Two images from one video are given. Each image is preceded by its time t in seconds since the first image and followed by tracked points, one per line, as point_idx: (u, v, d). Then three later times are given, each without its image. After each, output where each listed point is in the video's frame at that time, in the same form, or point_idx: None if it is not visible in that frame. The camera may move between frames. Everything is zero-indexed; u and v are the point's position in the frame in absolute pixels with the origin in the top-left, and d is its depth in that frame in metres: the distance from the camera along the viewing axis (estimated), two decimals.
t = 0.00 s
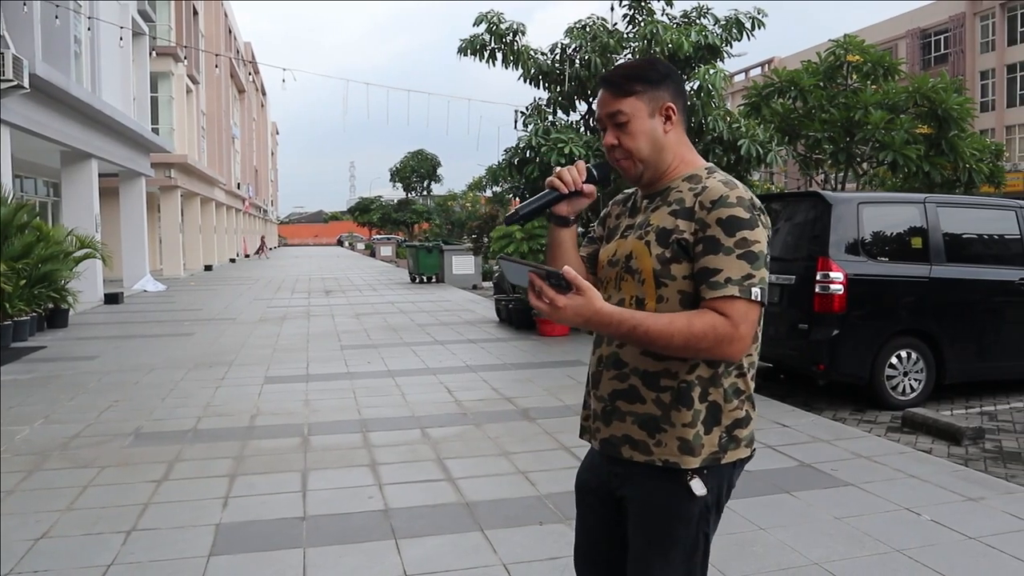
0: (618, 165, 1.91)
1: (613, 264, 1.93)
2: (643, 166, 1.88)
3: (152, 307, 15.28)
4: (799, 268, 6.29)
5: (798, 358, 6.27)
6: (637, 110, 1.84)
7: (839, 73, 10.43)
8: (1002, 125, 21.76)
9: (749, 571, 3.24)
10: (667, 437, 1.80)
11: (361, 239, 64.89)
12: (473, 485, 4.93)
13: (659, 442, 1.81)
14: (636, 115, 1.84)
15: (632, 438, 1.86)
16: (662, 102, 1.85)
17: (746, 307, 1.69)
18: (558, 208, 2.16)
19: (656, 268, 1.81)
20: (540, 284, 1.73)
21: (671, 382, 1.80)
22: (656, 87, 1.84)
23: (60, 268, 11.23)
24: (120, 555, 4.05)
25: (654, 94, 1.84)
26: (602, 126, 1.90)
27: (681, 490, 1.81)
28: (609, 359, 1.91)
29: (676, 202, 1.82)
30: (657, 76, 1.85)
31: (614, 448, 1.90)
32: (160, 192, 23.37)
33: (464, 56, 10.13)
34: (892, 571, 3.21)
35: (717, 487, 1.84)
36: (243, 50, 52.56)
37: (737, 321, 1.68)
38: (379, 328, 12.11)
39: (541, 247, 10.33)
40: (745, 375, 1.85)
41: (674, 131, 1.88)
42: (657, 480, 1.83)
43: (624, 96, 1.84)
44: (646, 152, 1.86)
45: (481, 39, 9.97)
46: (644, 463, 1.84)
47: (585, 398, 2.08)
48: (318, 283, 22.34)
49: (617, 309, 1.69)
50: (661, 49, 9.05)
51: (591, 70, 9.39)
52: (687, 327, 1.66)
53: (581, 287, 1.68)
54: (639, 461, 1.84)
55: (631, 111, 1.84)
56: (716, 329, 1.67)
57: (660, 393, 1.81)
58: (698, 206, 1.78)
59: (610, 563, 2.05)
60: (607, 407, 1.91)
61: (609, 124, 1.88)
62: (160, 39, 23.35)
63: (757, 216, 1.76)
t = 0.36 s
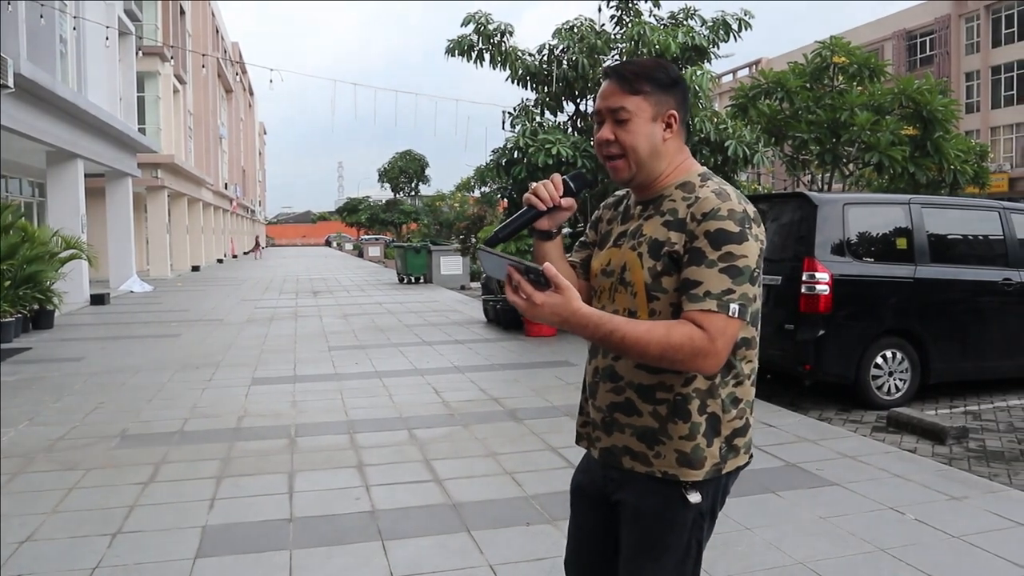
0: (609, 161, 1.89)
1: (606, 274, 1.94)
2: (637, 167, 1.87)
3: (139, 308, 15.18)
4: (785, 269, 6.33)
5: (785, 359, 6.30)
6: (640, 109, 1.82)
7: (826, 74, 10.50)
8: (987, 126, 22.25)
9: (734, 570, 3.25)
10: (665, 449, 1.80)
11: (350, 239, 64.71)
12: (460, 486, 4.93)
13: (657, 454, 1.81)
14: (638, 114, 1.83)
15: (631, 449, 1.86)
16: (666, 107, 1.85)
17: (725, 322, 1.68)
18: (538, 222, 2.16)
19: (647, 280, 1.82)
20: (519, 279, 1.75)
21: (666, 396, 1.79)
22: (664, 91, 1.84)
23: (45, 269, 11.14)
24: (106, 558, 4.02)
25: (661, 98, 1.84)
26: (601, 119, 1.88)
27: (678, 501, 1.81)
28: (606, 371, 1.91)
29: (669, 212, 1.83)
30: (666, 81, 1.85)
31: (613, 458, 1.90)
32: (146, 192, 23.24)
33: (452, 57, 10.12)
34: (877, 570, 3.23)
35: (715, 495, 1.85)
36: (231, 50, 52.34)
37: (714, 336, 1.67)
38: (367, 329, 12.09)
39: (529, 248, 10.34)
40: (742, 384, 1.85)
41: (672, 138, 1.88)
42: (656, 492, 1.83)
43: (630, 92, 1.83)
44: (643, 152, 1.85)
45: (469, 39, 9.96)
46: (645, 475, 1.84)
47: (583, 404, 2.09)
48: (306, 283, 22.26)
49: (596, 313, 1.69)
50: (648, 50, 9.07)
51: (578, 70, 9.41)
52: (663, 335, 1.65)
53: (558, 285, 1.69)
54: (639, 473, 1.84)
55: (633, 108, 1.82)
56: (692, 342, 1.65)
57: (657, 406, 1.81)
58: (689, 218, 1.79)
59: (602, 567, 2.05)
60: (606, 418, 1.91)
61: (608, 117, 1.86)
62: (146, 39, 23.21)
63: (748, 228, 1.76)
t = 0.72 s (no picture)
0: (600, 157, 1.91)
1: (597, 268, 1.96)
2: (625, 164, 1.88)
3: (127, 309, 15.12)
4: (773, 269, 6.36)
5: (773, 358, 6.34)
6: (631, 106, 1.84)
7: (814, 75, 10.55)
8: (973, 127, 21.75)
9: (720, 569, 3.27)
10: (646, 444, 1.80)
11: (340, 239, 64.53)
12: (448, 486, 4.94)
13: (638, 448, 1.82)
14: (630, 111, 1.84)
15: (612, 443, 1.87)
16: (659, 105, 1.86)
17: (707, 320, 1.69)
18: (530, 214, 2.17)
19: (635, 276, 1.83)
20: (502, 269, 1.75)
21: (650, 391, 1.80)
22: (656, 89, 1.84)
23: (34, 269, 11.09)
24: (94, 559, 4.01)
25: (653, 96, 1.85)
26: (595, 114, 1.90)
27: (661, 496, 1.82)
28: (592, 364, 1.92)
29: (659, 208, 1.84)
30: (659, 78, 1.85)
31: (596, 451, 1.91)
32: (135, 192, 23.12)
33: (442, 57, 10.12)
34: (862, 569, 3.25)
35: (698, 491, 1.86)
36: (221, 50, 52.20)
37: (695, 333, 1.67)
38: (357, 329, 12.08)
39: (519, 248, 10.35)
40: (726, 382, 1.86)
41: (665, 136, 1.88)
42: (638, 486, 1.84)
43: (622, 90, 1.84)
44: (632, 149, 1.86)
45: (459, 40, 9.97)
46: (626, 470, 1.85)
47: (568, 396, 2.09)
48: (297, 283, 22.20)
49: (577, 306, 1.69)
50: (637, 51, 9.08)
51: (568, 71, 9.41)
52: (643, 331, 1.66)
53: (540, 277, 1.69)
54: (620, 466, 1.86)
55: (624, 105, 1.84)
56: (671, 339, 1.66)
57: (640, 401, 1.81)
58: (679, 215, 1.80)
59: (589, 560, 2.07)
60: (590, 411, 1.92)
61: (601, 113, 1.87)
62: (135, 39, 23.09)
63: (736, 228, 1.76)
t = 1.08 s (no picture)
0: (585, 152, 1.91)
1: (576, 264, 1.97)
2: (610, 160, 1.89)
3: (114, 309, 15.03)
4: (758, 269, 6.40)
5: (758, 358, 6.38)
6: (623, 104, 1.85)
7: (800, 77, 10.63)
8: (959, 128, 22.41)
9: (704, 568, 3.29)
10: (618, 440, 1.82)
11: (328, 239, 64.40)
12: (435, 486, 4.94)
13: (610, 444, 1.83)
14: (620, 109, 1.85)
15: (584, 437, 1.88)
16: (648, 105, 1.87)
17: (689, 320, 1.70)
18: (514, 202, 2.15)
19: (617, 275, 1.85)
20: (486, 274, 1.74)
21: (624, 388, 1.81)
22: (647, 89, 1.86)
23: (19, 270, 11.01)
24: (79, 561, 3.99)
25: (643, 96, 1.86)
26: (584, 109, 1.91)
27: (634, 492, 1.84)
28: (567, 359, 1.93)
29: (643, 209, 1.86)
30: (651, 79, 1.87)
31: (567, 446, 1.93)
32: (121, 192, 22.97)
33: (430, 58, 10.11)
34: (844, 566, 3.29)
35: (671, 487, 1.87)
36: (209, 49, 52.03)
37: (678, 333, 1.69)
38: (344, 329, 12.06)
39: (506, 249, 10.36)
40: (701, 382, 1.88)
41: (651, 137, 1.90)
42: (611, 482, 1.86)
43: (614, 87, 1.86)
44: (619, 147, 1.87)
45: (447, 40, 9.96)
46: (596, 464, 1.87)
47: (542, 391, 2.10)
48: (284, 283, 22.13)
49: (560, 310, 1.70)
50: (624, 52, 9.10)
51: (556, 72, 9.40)
52: (627, 333, 1.67)
53: (524, 280, 1.69)
54: (590, 461, 1.87)
55: (615, 102, 1.85)
56: (654, 339, 1.68)
57: (613, 398, 1.83)
58: (663, 216, 1.82)
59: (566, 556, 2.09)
60: (563, 405, 1.93)
61: (591, 108, 1.88)
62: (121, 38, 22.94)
63: (720, 232, 1.79)
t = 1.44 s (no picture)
0: (567, 151, 1.91)
1: (554, 263, 1.97)
2: (592, 159, 1.90)
3: (101, 309, 14.95)
4: (745, 270, 6.44)
5: (745, 358, 6.42)
6: (605, 103, 1.87)
7: (788, 77, 10.71)
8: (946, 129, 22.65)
9: (691, 565, 3.32)
10: (599, 434, 1.84)
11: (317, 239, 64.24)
12: (423, 486, 4.95)
13: (591, 438, 1.85)
14: (602, 108, 1.88)
15: (563, 432, 1.90)
16: (628, 107, 1.91)
17: (683, 321, 1.75)
18: (499, 189, 2.11)
19: (601, 275, 1.86)
20: (487, 304, 1.68)
21: (606, 384, 1.84)
22: (627, 91, 1.90)
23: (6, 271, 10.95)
24: (66, 561, 3.97)
25: (623, 97, 1.89)
26: (565, 109, 1.92)
27: (618, 484, 1.86)
28: (546, 357, 1.94)
29: (622, 210, 1.88)
30: (629, 82, 1.91)
31: (546, 441, 1.94)
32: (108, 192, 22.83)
33: (419, 58, 10.11)
34: (829, 563, 3.32)
35: (653, 478, 1.90)
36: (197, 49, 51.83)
37: (677, 334, 1.74)
38: (333, 329, 12.04)
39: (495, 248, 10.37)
40: (678, 376, 1.92)
41: (630, 138, 1.93)
42: (593, 476, 1.87)
43: (596, 87, 1.88)
44: (602, 146, 1.89)
45: (436, 40, 9.97)
46: (576, 459, 1.88)
47: (517, 386, 2.12)
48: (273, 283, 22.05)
49: (565, 332, 1.69)
50: (612, 52, 9.13)
51: (544, 73, 9.42)
52: (631, 345, 1.70)
53: (528, 310, 1.65)
54: (571, 456, 1.88)
55: (598, 101, 1.87)
56: (657, 345, 1.72)
57: (595, 394, 1.85)
58: (645, 218, 1.84)
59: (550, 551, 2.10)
60: (542, 402, 1.95)
61: (573, 107, 1.90)
62: (108, 37, 22.81)
63: (699, 232, 1.82)
